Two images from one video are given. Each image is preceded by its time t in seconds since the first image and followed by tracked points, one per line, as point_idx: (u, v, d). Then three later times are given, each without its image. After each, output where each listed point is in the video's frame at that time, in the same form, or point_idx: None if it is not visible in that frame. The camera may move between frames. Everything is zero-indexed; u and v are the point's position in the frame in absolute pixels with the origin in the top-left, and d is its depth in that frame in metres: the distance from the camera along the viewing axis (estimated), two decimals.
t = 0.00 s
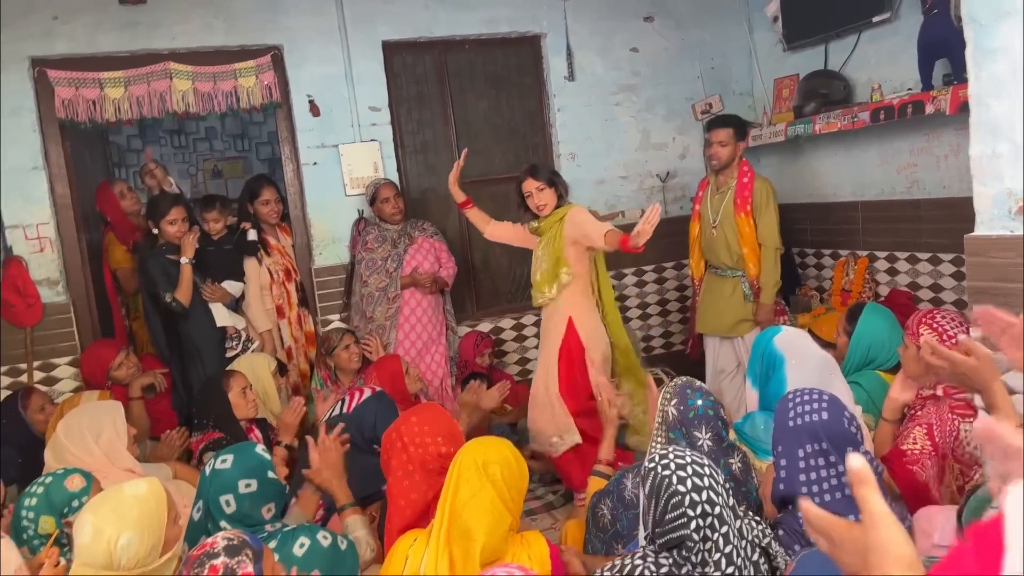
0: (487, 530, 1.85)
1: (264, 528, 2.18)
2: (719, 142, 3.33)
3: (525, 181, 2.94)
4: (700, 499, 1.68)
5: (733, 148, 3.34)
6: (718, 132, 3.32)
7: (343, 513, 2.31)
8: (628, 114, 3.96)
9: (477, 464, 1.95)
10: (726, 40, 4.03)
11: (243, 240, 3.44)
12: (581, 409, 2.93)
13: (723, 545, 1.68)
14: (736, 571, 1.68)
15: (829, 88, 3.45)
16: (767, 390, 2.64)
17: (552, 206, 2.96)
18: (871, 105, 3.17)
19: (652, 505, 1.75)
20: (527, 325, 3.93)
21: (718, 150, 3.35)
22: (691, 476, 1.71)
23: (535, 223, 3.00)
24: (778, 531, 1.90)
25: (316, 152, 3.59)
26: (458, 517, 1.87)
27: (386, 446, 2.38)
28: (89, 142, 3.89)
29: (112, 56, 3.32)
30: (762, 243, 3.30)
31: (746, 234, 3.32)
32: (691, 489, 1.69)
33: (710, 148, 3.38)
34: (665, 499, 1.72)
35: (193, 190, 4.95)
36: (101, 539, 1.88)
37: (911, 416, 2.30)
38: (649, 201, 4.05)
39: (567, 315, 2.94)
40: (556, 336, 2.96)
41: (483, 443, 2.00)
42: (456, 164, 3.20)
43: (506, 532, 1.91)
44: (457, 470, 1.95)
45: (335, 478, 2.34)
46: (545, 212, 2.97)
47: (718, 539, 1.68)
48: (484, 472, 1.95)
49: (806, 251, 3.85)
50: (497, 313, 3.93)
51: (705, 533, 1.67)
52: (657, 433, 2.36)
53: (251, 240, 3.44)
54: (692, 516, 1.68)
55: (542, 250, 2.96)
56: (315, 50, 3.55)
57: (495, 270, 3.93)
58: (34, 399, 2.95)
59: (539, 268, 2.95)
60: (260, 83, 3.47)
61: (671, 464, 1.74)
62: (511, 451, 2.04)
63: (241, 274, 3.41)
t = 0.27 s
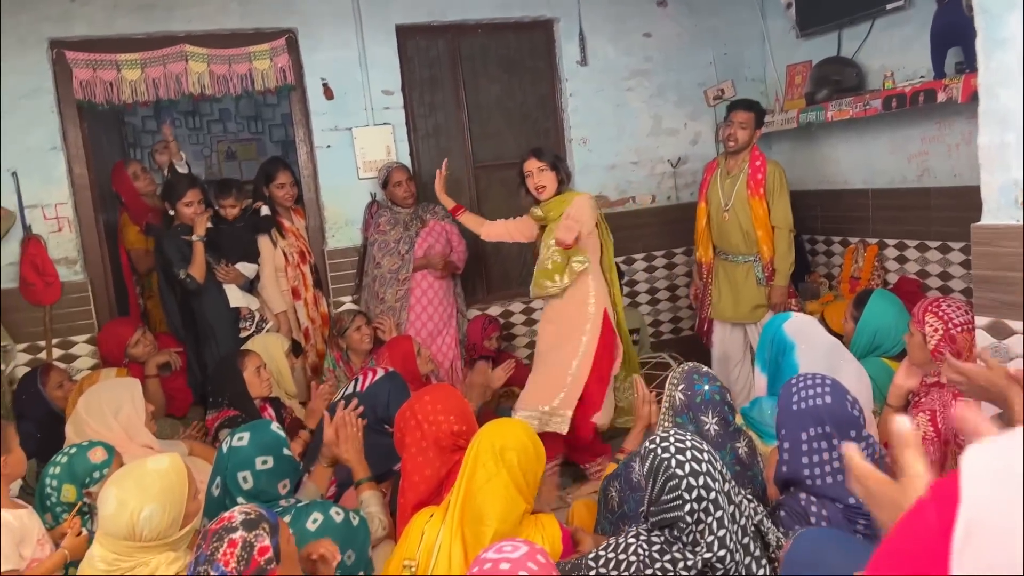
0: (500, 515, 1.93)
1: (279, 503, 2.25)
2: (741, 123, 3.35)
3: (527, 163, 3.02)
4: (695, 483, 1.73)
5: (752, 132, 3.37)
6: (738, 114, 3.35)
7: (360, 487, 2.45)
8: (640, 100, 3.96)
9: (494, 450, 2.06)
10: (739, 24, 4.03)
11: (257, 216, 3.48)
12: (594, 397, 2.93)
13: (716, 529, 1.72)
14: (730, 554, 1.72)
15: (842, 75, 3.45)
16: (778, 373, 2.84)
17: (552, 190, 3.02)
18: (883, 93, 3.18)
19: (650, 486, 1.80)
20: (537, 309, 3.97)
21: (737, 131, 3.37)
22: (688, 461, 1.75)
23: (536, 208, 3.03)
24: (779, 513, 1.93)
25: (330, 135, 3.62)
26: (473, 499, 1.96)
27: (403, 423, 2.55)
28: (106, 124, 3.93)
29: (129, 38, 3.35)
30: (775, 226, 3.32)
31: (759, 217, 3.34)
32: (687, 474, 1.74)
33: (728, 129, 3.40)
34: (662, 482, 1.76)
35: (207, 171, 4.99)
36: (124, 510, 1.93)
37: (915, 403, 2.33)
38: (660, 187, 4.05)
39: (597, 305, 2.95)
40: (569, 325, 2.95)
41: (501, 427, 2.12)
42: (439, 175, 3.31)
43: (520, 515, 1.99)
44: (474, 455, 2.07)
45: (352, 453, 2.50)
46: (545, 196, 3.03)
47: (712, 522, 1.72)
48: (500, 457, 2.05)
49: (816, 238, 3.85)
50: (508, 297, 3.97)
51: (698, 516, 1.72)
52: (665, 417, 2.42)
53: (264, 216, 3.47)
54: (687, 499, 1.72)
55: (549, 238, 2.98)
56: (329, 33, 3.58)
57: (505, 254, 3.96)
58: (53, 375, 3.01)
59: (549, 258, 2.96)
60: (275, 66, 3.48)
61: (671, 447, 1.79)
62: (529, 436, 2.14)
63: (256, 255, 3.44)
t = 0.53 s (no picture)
0: (504, 514, 1.96)
1: (285, 492, 2.30)
2: (741, 119, 3.36)
3: (519, 150, 3.02)
4: (684, 479, 1.80)
5: (754, 129, 3.38)
6: (737, 111, 3.36)
7: (368, 477, 2.54)
8: (648, 95, 3.94)
9: (504, 445, 2.08)
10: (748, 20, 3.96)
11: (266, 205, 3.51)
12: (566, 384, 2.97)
13: (704, 524, 1.79)
14: (716, 549, 1.80)
15: (850, 72, 3.46)
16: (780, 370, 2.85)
17: (539, 179, 3.01)
18: (890, 91, 3.19)
19: (640, 481, 1.88)
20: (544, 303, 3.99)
21: (739, 127, 3.38)
22: (677, 457, 1.83)
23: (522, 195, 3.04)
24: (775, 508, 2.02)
25: (338, 127, 3.64)
26: (479, 497, 1.99)
27: (406, 416, 2.57)
28: (116, 114, 3.95)
29: (141, 30, 3.39)
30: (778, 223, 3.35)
31: (761, 214, 3.36)
32: (677, 470, 1.81)
33: (730, 125, 3.40)
34: (652, 477, 1.84)
35: (217, 161, 5.02)
36: (135, 499, 1.97)
37: (915, 401, 2.38)
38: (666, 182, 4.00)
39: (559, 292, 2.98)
40: (546, 315, 3.00)
41: (510, 422, 2.14)
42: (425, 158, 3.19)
43: (524, 514, 2.02)
44: (484, 449, 2.10)
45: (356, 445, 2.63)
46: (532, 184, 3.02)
47: (700, 518, 1.79)
48: (509, 454, 2.06)
49: (822, 236, 3.85)
50: (514, 291, 3.96)
51: (687, 512, 1.79)
52: (667, 413, 2.43)
53: (272, 204, 3.52)
54: (676, 495, 1.79)
55: (530, 225, 3.01)
56: (338, 26, 3.60)
57: (512, 248, 3.96)
58: (62, 362, 3.05)
59: (528, 246, 3.01)
60: (284, 58, 3.51)
61: (661, 444, 1.87)
62: (539, 432, 2.14)
63: (263, 246, 3.48)
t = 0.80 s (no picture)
0: (513, 509, 2.02)
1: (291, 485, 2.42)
2: (745, 121, 3.37)
3: (534, 148, 3.05)
4: (683, 475, 1.84)
5: (757, 130, 3.39)
6: (740, 112, 3.38)
7: (367, 471, 2.70)
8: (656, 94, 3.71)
9: (515, 443, 2.11)
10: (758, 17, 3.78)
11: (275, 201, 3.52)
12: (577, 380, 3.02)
13: (703, 520, 1.82)
14: (716, 545, 1.83)
15: (859, 71, 3.47)
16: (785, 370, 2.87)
17: (552, 178, 3.05)
18: (898, 91, 3.20)
19: (640, 478, 1.92)
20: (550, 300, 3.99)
21: (741, 128, 3.40)
22: (675, 453, 1.87)
23: (534, 193, 3.06)
24: (778, 506, 2.12)
25: (346, 123, 3.67)
26: (490, 490, 2.04)
27: (413, 410, 2.62)
28: (125, 107, 3.96)
29: (151, 24, 3.40)
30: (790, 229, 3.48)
31: (775, 220, 3.45)
32: (675, 465, 1.85)
33: (733, 127, 3.41)
34: (651, 474, 1.88)
35: (225, 155, 5.03)
36: (143, 491, 1.99)
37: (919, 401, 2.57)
38: (673, 181, 3.83)
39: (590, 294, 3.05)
40: (562, 313, 3.05)
41: (527, 421, 2.16)
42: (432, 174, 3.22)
43: (534, 511, 2.07)
44: (496, 443, 2.13)
45: (357, 439, 2.79)
46: (542, 182, 3.05)
47: (699, 514, 1.82)
48: (521, 451, 2.11)
49: (830, 235, 3.81)
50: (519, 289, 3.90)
51: (687, 508, 1.82)
52: (672, 412, 2.46)
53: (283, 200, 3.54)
54: (676, 490, 1.83)
55: (540, 224, 3.03)
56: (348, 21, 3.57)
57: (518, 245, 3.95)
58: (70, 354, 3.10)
59: (536, 244, 3.02)
60: (293, 53, 3.53)
61: (659, 440, 1.91)
62: (550, 429, 2.18)
63: (272, 242, 3.51)
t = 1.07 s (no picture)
0: (517, 509, 2.02)
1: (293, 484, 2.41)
2: (746, 127, 3.37)
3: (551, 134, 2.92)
4: (687, 476, 1.86)
5: (758, 136, 3.39)
6: (742, 117, 3.36)
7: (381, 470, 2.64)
8: (659, 95, 3.85)
9: (516, 441, 2.12)
10: (760, 20, 3.94)
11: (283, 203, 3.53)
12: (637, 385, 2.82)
13: (707, 522, 1.83)
14: (720, 547, 1.84)
15: (861, 75, 3.46)
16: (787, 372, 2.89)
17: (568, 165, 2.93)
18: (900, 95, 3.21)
19: (645, 481, 1.93)
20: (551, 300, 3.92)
21: (743, 134, 3.39)
22: (680, 454, 1.89)
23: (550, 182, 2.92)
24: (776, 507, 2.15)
25: (351, 123, 3.59)
26: (494, 490, 2.04)
27: (414, 410, 2.62)
28: (130, 106, 3.97)
29: (156, 23, 3.42)
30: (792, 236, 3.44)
31: (781, 230, 3.40)
32: (680, 466, 1.87)
33: (735, 132, 3.41)
34: (655, 475, 1.90)
35: (229, 154, 5.05)
36: (146, 489, 2.00)
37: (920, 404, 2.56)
38: (676, 183, 3.94)
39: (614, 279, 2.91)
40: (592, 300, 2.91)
41: (526, 424, 2.15)
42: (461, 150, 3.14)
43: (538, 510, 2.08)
44: (500, 442, 2.14)
45: (377, 434, 2.67)
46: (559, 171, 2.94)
47: (703, 516, 1.84)
48: (524, 453, 2.11)
49: (831, 238, 3.85)
50: (522, 288, 3.89)
51: (691, 509, 1.83)
52: (674, 415, 2.49)
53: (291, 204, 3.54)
54: (680, 492, 1.84)
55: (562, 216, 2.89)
56: (352, 21, 3.56)
57: (520, 245, 3.90)
58: (73, 352, 3.10)
59: (564, 236, 2.89)
60: (298, 53, 3.48)
61: (663, 442, 1.93)
62: (555, 429, 2.19)
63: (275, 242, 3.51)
